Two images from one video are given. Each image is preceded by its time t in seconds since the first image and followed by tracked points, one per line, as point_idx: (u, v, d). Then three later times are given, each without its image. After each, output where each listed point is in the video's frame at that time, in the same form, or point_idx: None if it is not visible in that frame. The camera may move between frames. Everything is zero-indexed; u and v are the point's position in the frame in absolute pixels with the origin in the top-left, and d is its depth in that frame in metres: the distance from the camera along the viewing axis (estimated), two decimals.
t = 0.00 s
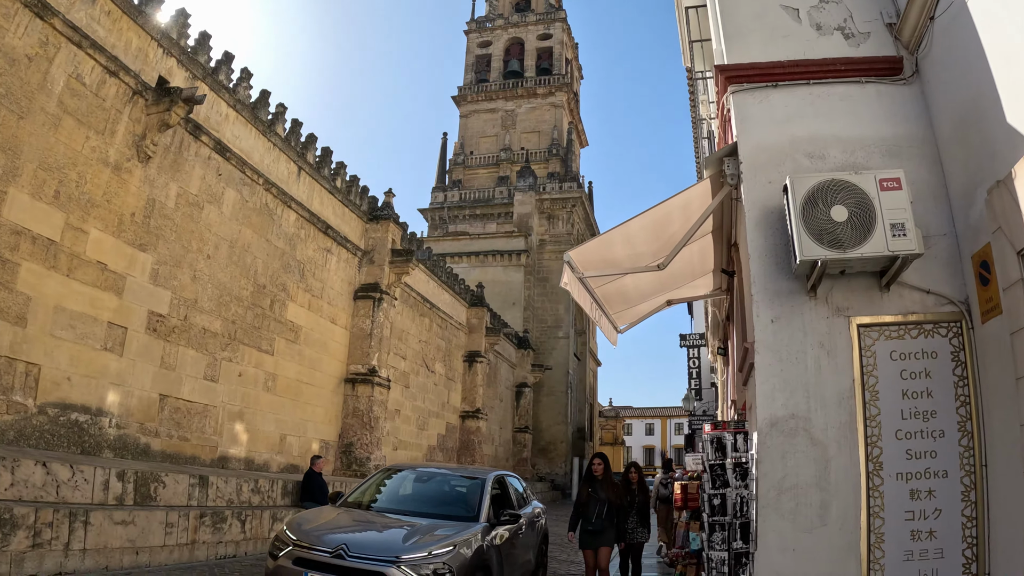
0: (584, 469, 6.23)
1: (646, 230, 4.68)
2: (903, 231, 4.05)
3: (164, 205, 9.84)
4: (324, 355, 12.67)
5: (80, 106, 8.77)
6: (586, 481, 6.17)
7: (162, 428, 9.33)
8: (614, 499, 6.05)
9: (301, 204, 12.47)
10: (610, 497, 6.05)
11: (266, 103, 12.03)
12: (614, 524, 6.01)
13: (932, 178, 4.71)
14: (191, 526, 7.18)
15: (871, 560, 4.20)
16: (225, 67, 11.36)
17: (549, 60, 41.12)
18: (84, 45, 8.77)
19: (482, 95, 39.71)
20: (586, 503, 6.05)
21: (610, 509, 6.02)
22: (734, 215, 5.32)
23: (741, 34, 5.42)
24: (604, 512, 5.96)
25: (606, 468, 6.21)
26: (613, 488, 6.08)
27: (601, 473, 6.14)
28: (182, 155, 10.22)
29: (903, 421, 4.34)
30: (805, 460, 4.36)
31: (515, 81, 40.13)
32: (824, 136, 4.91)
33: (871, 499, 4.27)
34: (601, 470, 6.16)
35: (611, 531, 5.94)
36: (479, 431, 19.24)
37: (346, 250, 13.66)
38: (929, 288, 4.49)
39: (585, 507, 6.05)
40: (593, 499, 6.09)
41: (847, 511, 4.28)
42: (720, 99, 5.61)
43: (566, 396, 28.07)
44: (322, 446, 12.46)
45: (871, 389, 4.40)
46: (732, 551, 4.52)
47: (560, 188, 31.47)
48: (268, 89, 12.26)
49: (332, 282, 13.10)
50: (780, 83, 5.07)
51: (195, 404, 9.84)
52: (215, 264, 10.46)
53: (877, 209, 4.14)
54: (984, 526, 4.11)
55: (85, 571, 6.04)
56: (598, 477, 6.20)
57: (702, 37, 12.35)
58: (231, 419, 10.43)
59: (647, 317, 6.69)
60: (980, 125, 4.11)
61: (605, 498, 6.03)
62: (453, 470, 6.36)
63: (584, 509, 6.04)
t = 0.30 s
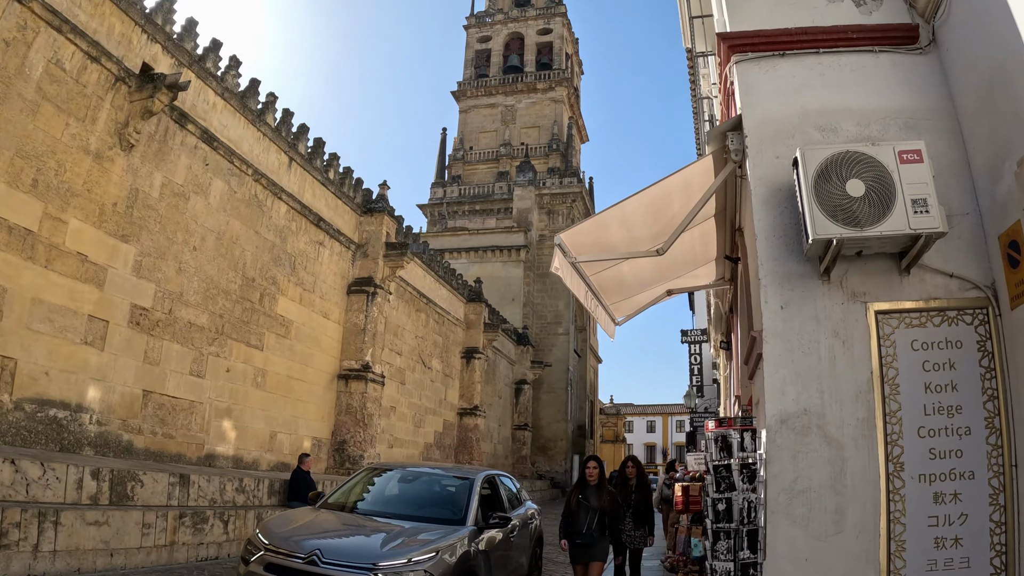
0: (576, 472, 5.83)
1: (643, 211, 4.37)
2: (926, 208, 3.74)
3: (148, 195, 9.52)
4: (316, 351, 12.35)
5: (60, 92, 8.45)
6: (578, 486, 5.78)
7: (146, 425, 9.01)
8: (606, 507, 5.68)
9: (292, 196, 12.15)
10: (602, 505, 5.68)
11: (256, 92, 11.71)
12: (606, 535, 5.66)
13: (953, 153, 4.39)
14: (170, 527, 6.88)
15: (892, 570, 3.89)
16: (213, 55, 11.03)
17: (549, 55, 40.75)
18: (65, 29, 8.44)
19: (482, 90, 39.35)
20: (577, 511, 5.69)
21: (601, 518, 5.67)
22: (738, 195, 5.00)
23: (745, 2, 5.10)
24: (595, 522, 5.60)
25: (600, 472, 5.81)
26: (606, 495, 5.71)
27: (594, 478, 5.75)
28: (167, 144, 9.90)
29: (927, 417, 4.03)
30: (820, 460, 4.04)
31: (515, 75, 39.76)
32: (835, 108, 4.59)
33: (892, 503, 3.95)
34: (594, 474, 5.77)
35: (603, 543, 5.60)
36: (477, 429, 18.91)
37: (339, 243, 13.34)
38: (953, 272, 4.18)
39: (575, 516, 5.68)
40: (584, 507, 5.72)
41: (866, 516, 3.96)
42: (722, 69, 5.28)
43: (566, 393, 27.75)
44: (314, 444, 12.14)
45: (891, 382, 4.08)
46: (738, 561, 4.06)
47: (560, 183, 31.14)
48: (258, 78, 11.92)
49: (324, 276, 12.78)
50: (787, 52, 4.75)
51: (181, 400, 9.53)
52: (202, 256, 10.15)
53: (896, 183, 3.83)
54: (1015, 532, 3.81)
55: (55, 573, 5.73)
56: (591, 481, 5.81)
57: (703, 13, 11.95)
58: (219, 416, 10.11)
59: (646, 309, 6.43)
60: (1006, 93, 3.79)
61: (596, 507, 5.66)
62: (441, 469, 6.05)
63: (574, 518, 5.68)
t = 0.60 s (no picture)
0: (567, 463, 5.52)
1: (644, 179, 4.08)
2: (953, 167, 3.51)
3: (134, 181, 9.23)
4: (310, 344, 12.06)
5: (43, 75, 8.15)
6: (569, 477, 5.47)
7: (131, 418, 8.72)
8: (599, 500, 5.34)
9: (285, 185, 11.86)
10: (593, 498, 5.33)
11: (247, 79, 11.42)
12: (596, 531, 5.28)
13: (978, 115, 4.08)
14: (150, 523, 6.61)
15: (920, 571, 3.59)
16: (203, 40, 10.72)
17: (550, 50, 40.41)
18: (48, 10, 8.14)
19: (482, 85, 39.06)
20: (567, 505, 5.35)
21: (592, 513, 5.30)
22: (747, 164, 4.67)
23: None
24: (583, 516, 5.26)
25: (594, 463, 5.48)
26: (599, 488, 5.37)
27: (587, 469, 5.42)
28: (154, 130, 9.60)
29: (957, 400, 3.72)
30: (841, 449, 3.73)
31: (516, 71, 39.42)
32: (850, 67, 4.28)
33: (920, 496, 3.64)
34: (586, 465, 5.45)
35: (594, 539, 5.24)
36: (477, 425, 18.60)
37: (334, 234, 13.05)
38: (982, 242, 3.88)
39: (565, 510, 5.35)
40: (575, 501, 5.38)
41: (892, 510, 3.65)
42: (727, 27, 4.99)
43: (567, 389, 27.44)
44: (308, 440, 11.84)
45: (917, 361, 3.78)
46: (751, 561, 3.69)
47: (561, 178, 30.81)
48: (250, 64, 11.62)
49: (318, 267, 12.48)
50: (797, 10, 4.45)
51: (168, 392, 9.24)
52: (191, 246, 9.86)
53: (920, 142, 3.60)
54: None
55: (25, 570, 5.44)
56: (584, 473, 5.47)
57: None
58: (208, 410, 9.82)
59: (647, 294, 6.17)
60: None
61: (587, 500, 5.33)
62: (431, 463, 5.74)
63: (563, 512, 5.35)
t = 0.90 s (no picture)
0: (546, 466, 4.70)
1: (645, 153, 3.84)
2: (985, 129, 3.27)
3: (120, 170, 8.95)
4: (304, 339, 11.78)
5: (23, 60, 7.86)
6: (548, 483, 4.64)
7: (116, 414, 8.44)
8: (585, 509, 4.51)
9: (277, 176, 11.57)
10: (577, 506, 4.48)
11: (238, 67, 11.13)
12: (585, 545, 4.45)
13: (1006, 79, 3.80)
14: (128, 523, 6.35)
15: None
16: (192, 27, 10.42)
17: (552, 45, 40.05)
18: None
19: (482, 81, 38.72)
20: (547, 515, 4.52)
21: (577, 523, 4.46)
22: (756, 136, 4.39)
23: None
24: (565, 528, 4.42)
25: (578, 464, 4.63)
26: (586, 494, 4.54)
27: (570, 473, 4.59)
28: (140, 118, 9.32)
29: (992, 391, 3.43)
30: (865, 446, 3.47)
31: (517, 66, 39.08)
32: (867, 29, 3.99)
33: (951, 498, 3.36)
34: (568, 469, 4.61)
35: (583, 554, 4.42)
36: (476, 423, 18.30)
37: (328, 227, 12.75)
38: (1012, 215, 3.61)
39: (545, 522, 4.51)
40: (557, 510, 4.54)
41: (920, 513, 3.37)
42: None
43: (568, 386, 27.15)
44: (301, 437, 11.57)
45: (947, 348, 3.50)
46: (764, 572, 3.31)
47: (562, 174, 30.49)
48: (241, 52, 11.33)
49: (312, 261, 12.20)
50: None
51: (154, 388, 8.96)
52: (179, 237, 9.58)
53: (948, 104, 3.37)
54: None
55: None
56: (566, 477, 4.64)
57: None
58: (197, 406, 9.54)
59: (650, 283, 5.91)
60: None
61: (572, 508, 4.49)
62: (418, 461, 5.44)
63: (543, 523, 4.52)
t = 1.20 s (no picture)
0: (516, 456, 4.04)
1: (637, 118, 3.72)
2: (1013, 79, 3.03)
3: (103, 157, 8.68)
4: (295, 332, 11.51)
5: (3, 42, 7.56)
6: (519, 475, 3.98)
7: (99, 407, 8.17)
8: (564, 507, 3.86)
9: (268, 164, 11.30)
10: (556, 504, 3.84)
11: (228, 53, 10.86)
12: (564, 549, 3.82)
13: None
14: (104, 518, 6.09)
15: None
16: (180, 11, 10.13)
17: (552, 39, 39.70)
18: None
19: (483, 75, 38.39)
20: (521, 513, 3.83)
21: (555, 523, 3.82)
22: (757, 100, 4.13)
23: None
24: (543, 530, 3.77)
25: (554, 455, 3.99)
26: (563, 489, 3.92)
27: (546, 463, 3.94)
28: (125, 103, 9.03)
29: None
30: (884, 434, 3.19)
31: (517, 60, 38.74)
32: None
33: (981, 493, 3.08)
34: (544, 459, 3.96)
35: (562, 560, 3.78)
36: (474, 418, 18.03)
37: (321, 218, 12.49)
38: None
39: (516, 522, 3.82)
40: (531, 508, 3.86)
41: (946, 509, 3.10)
42: None
43: (569, 382, 26.87)
44: (293, 432, 11.32)
45: (975, 325, 3.23)
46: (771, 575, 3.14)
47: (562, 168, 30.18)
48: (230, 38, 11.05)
49: (305, 252, 11.93)
50: None
51: (139, 380, 8.69)
52: (165, 226, 9.32)
53: (971, 52, 3.13)
54: None
55: None
56: (541, 470, 3.99)
57: None
58: (184, 399, 9.28)
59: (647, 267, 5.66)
60: None
61: (549, 505, 3.84)
62: (402, 455, 5.18)
63: (514, 523, 3.83)
